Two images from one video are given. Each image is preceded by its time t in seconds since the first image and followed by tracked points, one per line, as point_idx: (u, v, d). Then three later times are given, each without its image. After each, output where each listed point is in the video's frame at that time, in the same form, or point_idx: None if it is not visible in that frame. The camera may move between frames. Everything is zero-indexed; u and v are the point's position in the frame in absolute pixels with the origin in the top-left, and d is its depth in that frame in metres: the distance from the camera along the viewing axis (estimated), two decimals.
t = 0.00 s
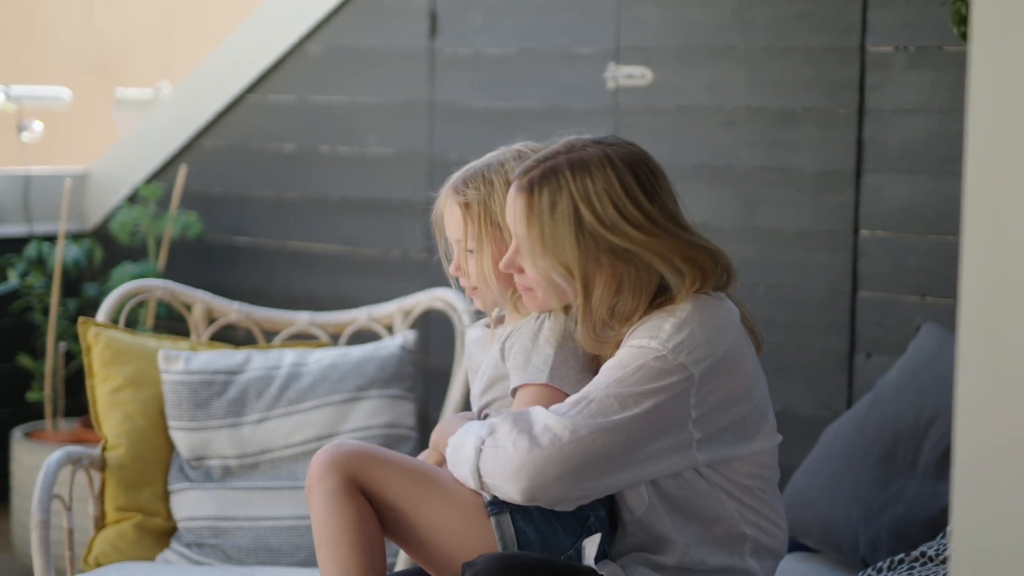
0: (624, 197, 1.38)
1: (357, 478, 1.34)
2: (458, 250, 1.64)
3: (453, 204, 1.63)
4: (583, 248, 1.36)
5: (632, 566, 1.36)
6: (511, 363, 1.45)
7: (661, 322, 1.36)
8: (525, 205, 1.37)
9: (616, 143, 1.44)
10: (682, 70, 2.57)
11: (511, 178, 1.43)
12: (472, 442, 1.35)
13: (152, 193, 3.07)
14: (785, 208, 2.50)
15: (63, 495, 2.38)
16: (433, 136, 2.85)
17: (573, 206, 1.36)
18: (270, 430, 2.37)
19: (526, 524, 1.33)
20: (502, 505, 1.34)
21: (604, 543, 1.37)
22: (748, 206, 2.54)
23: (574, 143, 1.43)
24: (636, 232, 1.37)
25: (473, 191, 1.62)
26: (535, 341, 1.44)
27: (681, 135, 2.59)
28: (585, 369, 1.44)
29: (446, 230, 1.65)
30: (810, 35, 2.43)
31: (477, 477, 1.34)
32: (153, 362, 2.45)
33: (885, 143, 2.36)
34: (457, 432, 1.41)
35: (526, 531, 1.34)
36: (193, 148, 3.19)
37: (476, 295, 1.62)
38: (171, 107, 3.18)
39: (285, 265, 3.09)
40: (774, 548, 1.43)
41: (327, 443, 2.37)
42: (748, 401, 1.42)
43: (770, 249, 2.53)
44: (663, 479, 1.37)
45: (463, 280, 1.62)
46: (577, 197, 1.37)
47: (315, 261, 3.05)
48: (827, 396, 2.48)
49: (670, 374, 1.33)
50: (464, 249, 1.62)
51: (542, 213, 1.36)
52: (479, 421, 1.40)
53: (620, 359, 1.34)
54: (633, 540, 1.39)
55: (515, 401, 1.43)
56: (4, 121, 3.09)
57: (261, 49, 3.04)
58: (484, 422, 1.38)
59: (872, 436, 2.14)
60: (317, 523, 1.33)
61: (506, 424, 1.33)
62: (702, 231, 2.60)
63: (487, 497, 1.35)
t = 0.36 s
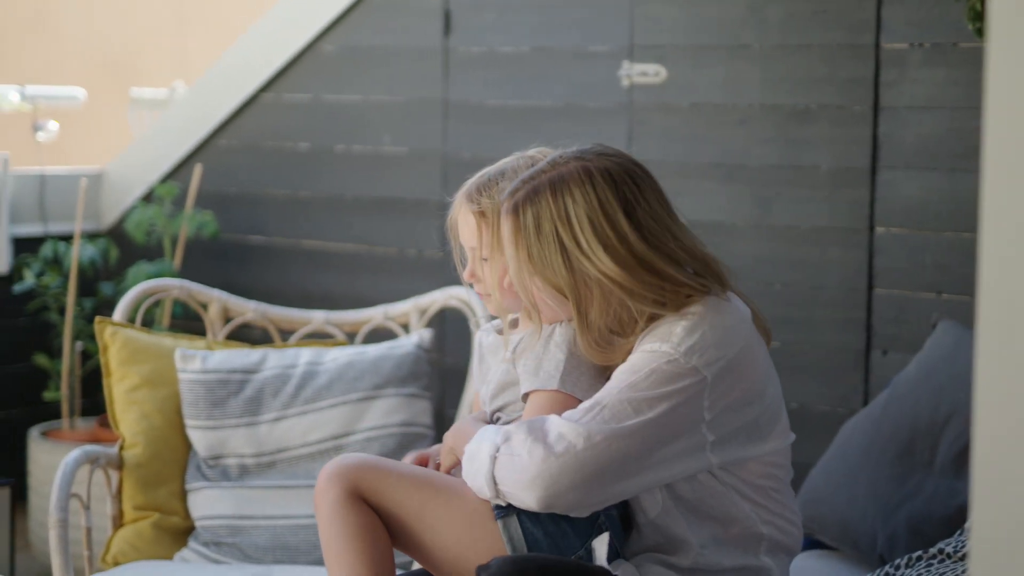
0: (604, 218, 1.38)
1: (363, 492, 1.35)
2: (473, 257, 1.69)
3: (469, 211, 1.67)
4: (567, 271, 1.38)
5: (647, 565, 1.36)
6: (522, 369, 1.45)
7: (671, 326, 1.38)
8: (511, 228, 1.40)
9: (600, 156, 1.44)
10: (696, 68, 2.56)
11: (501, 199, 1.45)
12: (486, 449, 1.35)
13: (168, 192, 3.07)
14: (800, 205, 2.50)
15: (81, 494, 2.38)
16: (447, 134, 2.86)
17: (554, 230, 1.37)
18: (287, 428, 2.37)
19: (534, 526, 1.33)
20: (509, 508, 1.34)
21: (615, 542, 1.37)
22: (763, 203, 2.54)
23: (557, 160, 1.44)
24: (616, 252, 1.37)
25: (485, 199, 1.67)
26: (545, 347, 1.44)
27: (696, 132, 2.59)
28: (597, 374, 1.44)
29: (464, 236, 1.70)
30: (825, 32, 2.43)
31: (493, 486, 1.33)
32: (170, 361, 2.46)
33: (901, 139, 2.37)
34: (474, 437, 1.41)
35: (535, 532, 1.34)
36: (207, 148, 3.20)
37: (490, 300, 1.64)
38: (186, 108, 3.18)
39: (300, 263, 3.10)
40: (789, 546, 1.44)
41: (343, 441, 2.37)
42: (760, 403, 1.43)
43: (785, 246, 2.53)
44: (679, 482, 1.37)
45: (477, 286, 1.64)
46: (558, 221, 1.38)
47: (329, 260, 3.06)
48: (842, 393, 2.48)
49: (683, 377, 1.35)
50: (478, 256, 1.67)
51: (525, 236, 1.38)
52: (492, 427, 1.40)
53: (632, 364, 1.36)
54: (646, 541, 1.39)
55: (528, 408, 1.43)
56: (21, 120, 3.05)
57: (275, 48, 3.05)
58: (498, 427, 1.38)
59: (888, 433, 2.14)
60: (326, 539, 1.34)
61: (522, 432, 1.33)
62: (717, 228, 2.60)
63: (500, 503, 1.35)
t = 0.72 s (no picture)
0: (620, 216, 1.39)
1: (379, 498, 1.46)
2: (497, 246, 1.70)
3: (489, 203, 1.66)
4: (583, 270, 1.39)
5: (672, 554, 1.39)
6: (547, 363, 1.50)
7: (693, 322, 1.39)
8: (528, 226, 1.41)
9: (619, 153, 1.45)
10: (721, 59, 2.56)
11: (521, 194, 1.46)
12: (509, 444, 1.41)
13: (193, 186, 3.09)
14: (827, 195, 2.50)
15: (110, 487, 2.39)
16: (472, 126, 2.86)
17: (569, 229, 1.39)
18: (314, 421, 2.37)
19: (555, 518, 1.41)
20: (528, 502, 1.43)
21: (638, 531, 1.42)
22: (790, 194, 2.54)
23: (577, 156, 1.44)
24: (631, 251, 1.38)
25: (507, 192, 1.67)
26: (568, 339, 1.49)
27: (722, 124, 2.58)
28: (620, 367, 1.49)
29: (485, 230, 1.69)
30: (851, 22, 2.42)
31: (514, 480, 1.40)
32: (197, 355, 2.46)
33: (928, 129, 2.36)
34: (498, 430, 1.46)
35: (556, 524, 1.42)
36: (232, 143, 3.21)
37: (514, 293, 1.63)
38: (211, 102, 3.20)
39: (325, 257, 3.11)
40: (816, 537, 1.46)
41: (371, 434, 2.36)
42: (785, 396, 1.44)
43: (812, 237, 2.52)
44: (704, 476, 1.40)
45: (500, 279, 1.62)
46: (574, 221, 1.39)
47: (355, 253, 3.06)
48: (870, 383, 2.48)
49: (704, 375, 1.36)
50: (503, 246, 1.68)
51: (542, 233, 1.40)
52: (516, 421, 1.46)
53: (654, 362, 1.38)
54: (672, 532, 1.42)
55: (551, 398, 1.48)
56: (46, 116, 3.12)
57: (298, 42, 3.05)
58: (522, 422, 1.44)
59: (916, 423, 2.14)
60: (349, 544, 1.47)
61: (542, 429, 1.38)
62: (743, 220, 2.60)
63: (523, 497, 1.41)
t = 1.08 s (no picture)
0: (652, 209, 1.37)
1: (409, 501, 1.46)
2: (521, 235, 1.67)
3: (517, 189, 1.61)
4: (615, 264, 1.37)
5: (703, 545, 1.38)
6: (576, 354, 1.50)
7: (725, 314, 1.38)
8: (559, 219, 1.39)
9: (650, 145, 1.42)
10: (750, 48, 2.55)
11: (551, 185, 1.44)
12: (540, 442, 1.40)
13: (222, 176, 3.10)
14: (857, 184, 2.48)
15: (140, 476, 2.40)
16: (501, 116, 2.86)
17: (601, 223, 1.36)
18: (344, 410, 2.37)
19: (577, 512, 1.40)
20: (551, 497, 1.42)
21: (665, 523, 1.41)
22: (819, 183, 2.52)
23: (607, 148, 1.42)
24: (663, 245, 1.36)
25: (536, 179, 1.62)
26: (597, 331, 1.48)
27: (751, 112, 2.57)
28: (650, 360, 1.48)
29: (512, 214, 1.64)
30: (883, 10, 2.40)
31: (547, 477, 1.38)
32: (226, 344, 2.46)
33: (958, 118, 2.34)
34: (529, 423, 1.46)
35: (579, 518, 1.41)
36: (260, 133, 3.21)
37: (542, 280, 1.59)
38: (241, 92, 3.20)
39: (353, 246, 3.11)
40: (846, 527, 1.45)
41: (400, 424, 2.36)
42: (815, 386, 1.43)
43: (841, 227, 2.51)
44: (737, 470, 1.39)
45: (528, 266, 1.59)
46: (606, 215, 1.37)
47: (382, 243, 3.06)
48: (899, 373, 2.47)
49: (738, 368, 1.35)
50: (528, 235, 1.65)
51: (574, 227, 1.37)
52: (545, 416, 1.45)
53: (686, 356, 1.36)
54: (703, 524, 1.41)
55: (579, 389, 1.47)
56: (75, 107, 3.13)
57: (326, 33, 3.06)
58: (552, 417, 1.43)
59: (946, 414, 2.12)
60: (378, 544, 1.46)
61: (575, 426, 1.37)
62: (772, 209, 2.59)
63: (555, 493, 1.40)
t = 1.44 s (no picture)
0: (682, 208, 1.31)
1: (435, 497, 1.45)
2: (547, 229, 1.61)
3: (541, 177, 1.52)
4: (642, 264, 1.31)
5: (729, 541, 1.34)
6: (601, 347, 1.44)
7: (750, 312, 1.32)
8: (588, 217, 1.33)
9: (681, 142, 1.36)
10: (777, 38, 2.53)
11: (580, 180, 1.39)
12: (563, 439, 1.36)
13: (249, 164, 3.12)
14: (885, 175, 2.46)
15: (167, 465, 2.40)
16: (528, 105, 2.85)
17: (630, 223, 1.31)
18: (369, 400, 2.35)
19: (600, 508, 1.39)
20: (573, 493, 1.40)
21: (691, 518, 1.37)
22: (847, 173, 2.51)
23: (637, 144, 1.36)
24: (691, 246, 1.30)
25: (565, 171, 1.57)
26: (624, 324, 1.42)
27: (779, 102, 2.56)
28: (677, 354, 1.42)
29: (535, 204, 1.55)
30: None
31: (569, 474, 1.35)
32: (252, 334, 2.45)
33: (988, 108, 2.32)
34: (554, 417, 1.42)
35: (601, 514, 1.39)
36: (286, 123, 3.22)
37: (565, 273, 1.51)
38: (267, 82, 3.21)
39: (379, 236, 3.11)
40: (875, 523, 1.41)
41: (427, 413, 2.35)
42: (843, 384, 1.38)
43: (869, 217, 2.49)
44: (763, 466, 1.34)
45: (553, 259, 1.49)
46: (635, 214, 1.31)
47: (408, 233, 3.07)
48: (927, 364, 2.45)
49: (762, 368, 1.30)
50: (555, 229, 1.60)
51: (601, 224, 1.32)
52: (569, 410, 1.41)
53: (709, 354, 1.31)
54: (730, 519, 1.37)
55: (604, 383, 1.42)
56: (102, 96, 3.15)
57: (353, 23, 3.06)
58: (575, 412, 1.39)
59: (973, 407, 2.09)
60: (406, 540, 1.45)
61: (596, 424, 1.33)
62: (800, 200, 2.57)
63: (578, 490, 1.36)
